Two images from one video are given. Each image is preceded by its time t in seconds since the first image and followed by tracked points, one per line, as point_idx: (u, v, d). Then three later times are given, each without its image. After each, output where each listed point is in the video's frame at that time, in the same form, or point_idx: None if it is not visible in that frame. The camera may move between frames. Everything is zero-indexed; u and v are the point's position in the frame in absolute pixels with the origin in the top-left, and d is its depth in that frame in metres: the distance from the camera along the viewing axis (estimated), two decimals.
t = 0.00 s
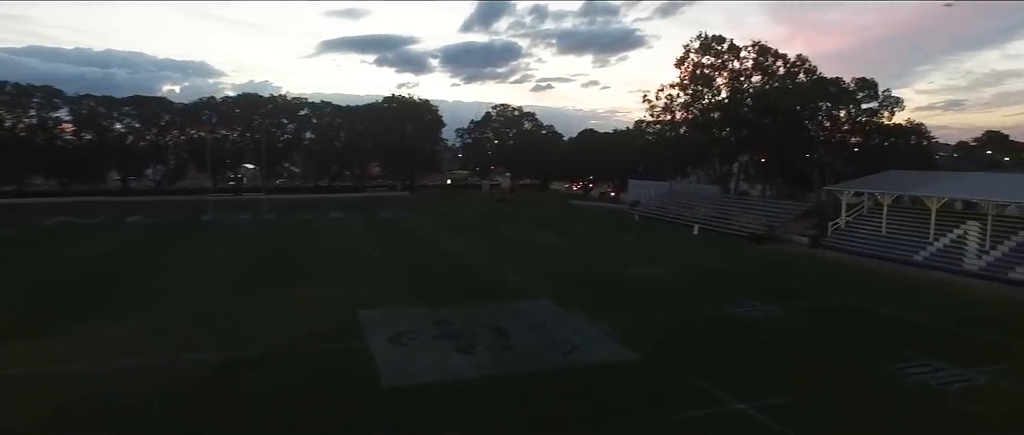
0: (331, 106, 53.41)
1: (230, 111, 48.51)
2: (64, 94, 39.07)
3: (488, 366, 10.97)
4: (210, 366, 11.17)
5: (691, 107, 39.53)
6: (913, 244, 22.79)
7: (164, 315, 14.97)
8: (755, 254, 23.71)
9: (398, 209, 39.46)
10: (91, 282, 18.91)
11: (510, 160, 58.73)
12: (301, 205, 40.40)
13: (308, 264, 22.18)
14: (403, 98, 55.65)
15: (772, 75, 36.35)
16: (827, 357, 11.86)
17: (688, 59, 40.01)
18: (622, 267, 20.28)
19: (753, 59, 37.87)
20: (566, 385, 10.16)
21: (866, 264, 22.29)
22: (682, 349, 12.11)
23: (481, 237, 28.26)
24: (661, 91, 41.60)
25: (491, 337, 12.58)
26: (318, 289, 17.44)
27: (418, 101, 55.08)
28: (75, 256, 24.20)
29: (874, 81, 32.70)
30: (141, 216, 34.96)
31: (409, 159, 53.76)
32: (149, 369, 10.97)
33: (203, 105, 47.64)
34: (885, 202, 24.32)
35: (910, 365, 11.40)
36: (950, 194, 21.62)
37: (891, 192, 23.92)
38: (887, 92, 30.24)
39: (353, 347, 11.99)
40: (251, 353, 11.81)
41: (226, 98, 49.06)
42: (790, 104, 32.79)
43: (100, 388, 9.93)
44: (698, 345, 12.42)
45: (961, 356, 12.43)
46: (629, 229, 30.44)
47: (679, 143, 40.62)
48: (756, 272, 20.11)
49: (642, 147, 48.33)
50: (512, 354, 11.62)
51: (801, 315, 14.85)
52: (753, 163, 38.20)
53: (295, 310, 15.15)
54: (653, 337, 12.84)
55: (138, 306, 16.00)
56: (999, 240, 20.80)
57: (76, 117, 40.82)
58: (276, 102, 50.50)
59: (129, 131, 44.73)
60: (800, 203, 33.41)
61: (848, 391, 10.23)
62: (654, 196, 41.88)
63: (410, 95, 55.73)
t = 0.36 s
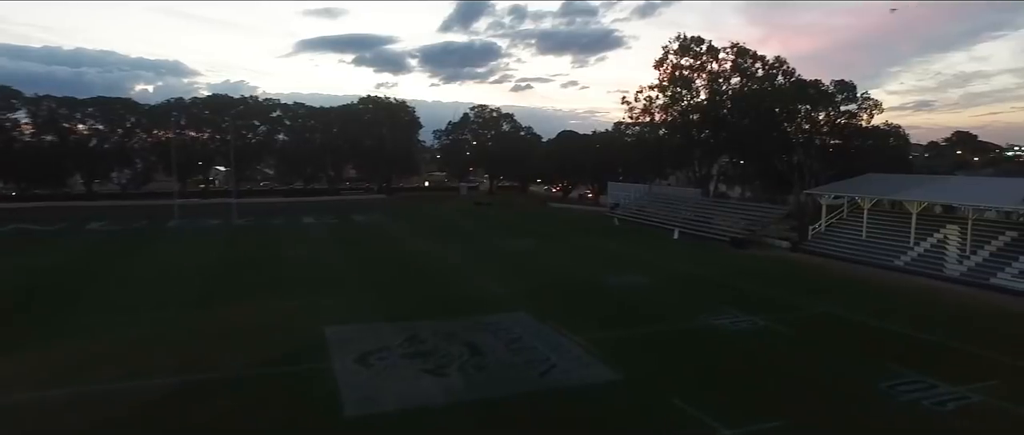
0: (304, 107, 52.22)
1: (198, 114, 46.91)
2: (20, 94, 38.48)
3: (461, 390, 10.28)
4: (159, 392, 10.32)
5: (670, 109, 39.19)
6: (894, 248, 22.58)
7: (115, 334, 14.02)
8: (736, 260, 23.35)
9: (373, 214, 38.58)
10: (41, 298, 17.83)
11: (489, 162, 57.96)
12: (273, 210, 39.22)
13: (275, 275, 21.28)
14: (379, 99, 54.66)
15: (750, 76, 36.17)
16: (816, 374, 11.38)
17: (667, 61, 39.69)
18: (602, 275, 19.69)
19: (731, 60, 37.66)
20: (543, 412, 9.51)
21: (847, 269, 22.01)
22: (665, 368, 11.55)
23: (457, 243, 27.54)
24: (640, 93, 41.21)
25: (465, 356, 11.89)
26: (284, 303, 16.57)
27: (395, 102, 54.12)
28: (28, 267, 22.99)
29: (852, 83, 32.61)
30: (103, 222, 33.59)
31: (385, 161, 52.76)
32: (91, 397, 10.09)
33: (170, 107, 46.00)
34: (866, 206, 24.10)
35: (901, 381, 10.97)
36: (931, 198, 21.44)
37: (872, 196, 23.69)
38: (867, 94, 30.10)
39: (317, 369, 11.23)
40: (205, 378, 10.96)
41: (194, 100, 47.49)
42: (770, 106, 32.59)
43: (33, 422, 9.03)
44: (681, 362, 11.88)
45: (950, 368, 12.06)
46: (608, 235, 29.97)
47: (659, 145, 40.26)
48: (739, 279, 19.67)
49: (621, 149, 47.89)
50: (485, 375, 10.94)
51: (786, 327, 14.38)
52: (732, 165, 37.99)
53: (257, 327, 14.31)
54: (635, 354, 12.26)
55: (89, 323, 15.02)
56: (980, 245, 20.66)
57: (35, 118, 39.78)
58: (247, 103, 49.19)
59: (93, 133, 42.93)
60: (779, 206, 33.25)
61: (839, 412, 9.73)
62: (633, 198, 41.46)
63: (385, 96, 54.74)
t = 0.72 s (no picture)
0: (276, 108, 50.96)
1: (165, 116, 45.69)
2: None
3: (429, 417, 9.60)
4: (99, 423, 9.48)
5: (649, 110, 38.86)
6: (874, 253, 22.34)
7: (61, 353, 13.09)
8: (717, 266, 22.94)
9: (347, 218, 37.63)
10: None
11: (466, 163, 57.21)
12: (243, 215, 37.98)
13: (241, 286, 20.36)
14: (354, 101, 53.65)
15: (729, 78, 35.96)
16: (803, 393, 10.88)
17: (645, 62, 39.34)
18: (581, 285, 19.10)
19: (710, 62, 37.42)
20: None
21: (828, 275, 21.72)
22: (647, 388, 10.98)
23: (432, 250, 26.79)
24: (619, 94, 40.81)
25: (435, 378, 11.19)
26: (246, 318, 15.69)
27: (369, 103, 53.14)
28: None
29: (831, 86, 32.44)
30: (62, 228, 32.17)
31: (361, 163, 51.78)
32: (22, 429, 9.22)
33: (135, 108, 44.51)
34: (846, 211, 23.83)
35: (891, 401, 10.50)
36: (911, 203, 21.19)
37: (853, 201, 23.43)
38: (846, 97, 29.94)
39: (276, 394, 10.45)
40: (152, 405, 10.12)
41: (161, 101, 45.97)
42: (749, 109, 32.37)
43: None
44: (663, 381, 11.31)
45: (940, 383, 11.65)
46: (587, 239, 29.46)
47: (638, 147, 39.87)
48: (721, 287, 19.22)
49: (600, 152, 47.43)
50: (457, 400, 10.26)
51: (770, 339, 13.91)
52: (712, 167, 37.71)
53: (216, 345, 13.46)
54: (615, 372, 11.67)
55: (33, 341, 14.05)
56: (961, 250, 20.44)
57: None
58: (217, 104, 47.94)
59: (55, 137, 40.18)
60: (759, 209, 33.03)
61: None
62: (613, 201, 41.01)
63: (360, 98, 53.73)
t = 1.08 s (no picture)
0: (246, 109, 49.54)
1: (129, 117, 44.03)
2: None
3: None
4: None
5: (627, 112, 38.45)
6: (854, 258, 22.08)
7: None
8: (696, 272, 22.51)
9: (319, 223, 36.60)
10: None
11: (443, 165, 56.40)
12: (209, 220, 36.68)
13: (201, 299, 19.37)
14: (327, 101, 52.49)
15: (707, 80, 35.70)
16: (791, 414, 10.38)
17: (623, 63, 38.91)
18: (558, 294, 18.49)
19: (687, 63, 37.12)
20: None
21: (809, 281, 21.41)
22: (627, 410, 10.38)
23: (406, 257, 25.99)
24: (596, 96, 40.33)
25: (403, 402, 10.48)
26: (204, 337, 14.77)
27: (343, 104, 52.10)
28: None
29: (809, 89, 32.48)
30: (14, 236, 30.55)
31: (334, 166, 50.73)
32: None
33: (97, 109, 42.73)
34: (825, 215, 23.57)
35: (880, 421, 10.06)
36: (890, 207, 20.97)
37: (832, 205, 23.15)
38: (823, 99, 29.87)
39: (228, 426, 9.63)
40: None
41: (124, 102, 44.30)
42: (727, 111, 32.09)
43: None
44: (644, 402, 10.72)
45: (929, 398, 11.24)
46: (565, 245, 28.88)
47: (616, 149, 39.44)
48: (701, 295, 18.76)
49: (577, 154, 46.90)
50: (425, 428, 9.55)
51: (753, 353, 13.43)
52: (690, 170, 37.40)
53: (168, 368, 12.57)
54: (593, 393, 11.05)
55: None
56: (940, 254, 20.26)
57: None
58: (184, 105, 46.24)
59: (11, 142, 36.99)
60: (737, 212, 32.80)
61: None
62: (591, 204, 40.52)
63: (334, 98, 52.62)
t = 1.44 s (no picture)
0: (215, 110, 48.34)
1: (91, 118, 42.47)
2: None
3: None
4: None
5: (605, 114, 37.99)
6: (834, 263, 21.80)
7: None
8: (676, 279, 22.06)
9: (290, 228, 35.59)
10: None
11: (419, 167, 55.57)
12: (175, 226, 35.42)
13: (160, 313, 18.38)
14: (299, 103, 51.96)
15: (685, 82, 35.39)
16: None
17: (601, 64, 38.46)
18: (536, 305, 17.85)
19: (665, 64, 36.80)
20: None
21: (789, 287, 21.06)
22: None
23: (379, 264, 25.18)
24: (574, 97, 39.80)
25: (367, 431, 9.74)
26: (157, 356, 13.83)
27: (317, 105, 51.53)
28: None
29: (787, 90, 32.10)
30: None
31: (307, 169, 49.68)
32: None
33: (55, 110, 41.02)
34: (805, 220, 23.28)
35: None
36: (871, 212, 20.70)
37: (813, 209, 22.84)
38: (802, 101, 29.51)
39: None
40: None
41: (84, 103, 42.42)
42: (706, 113, 31.80)
43: None
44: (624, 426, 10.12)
45: (918, 417, 10.83)
46: (543, 250, 28.29)
47: (594, 151, 38.97)
48: (681, 304, 18.29)
49: (555, 156, 46.35)
50: None
51: (735, 368, 12.95)
52: (668, 172, 37.06)
53: (114, 392, 11.65)
54: (570, 416, 10.42)
55: None
56: (921, 260, 20.02)
57: None
58: (150, 106, 44.78)
59: None
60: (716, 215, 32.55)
61: None
62: (569, 207, 40.00)
63: (307, 99, 52.04)
